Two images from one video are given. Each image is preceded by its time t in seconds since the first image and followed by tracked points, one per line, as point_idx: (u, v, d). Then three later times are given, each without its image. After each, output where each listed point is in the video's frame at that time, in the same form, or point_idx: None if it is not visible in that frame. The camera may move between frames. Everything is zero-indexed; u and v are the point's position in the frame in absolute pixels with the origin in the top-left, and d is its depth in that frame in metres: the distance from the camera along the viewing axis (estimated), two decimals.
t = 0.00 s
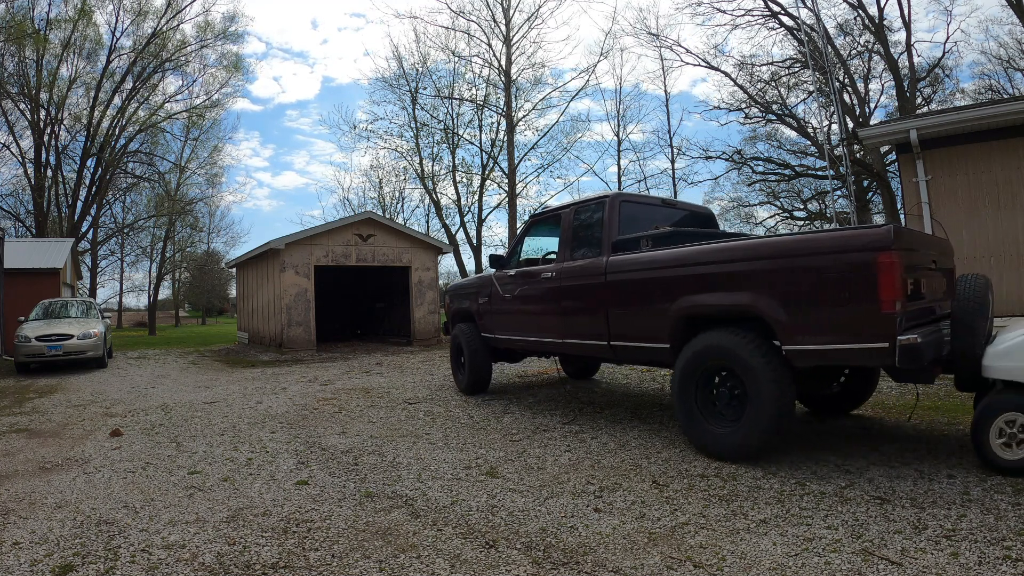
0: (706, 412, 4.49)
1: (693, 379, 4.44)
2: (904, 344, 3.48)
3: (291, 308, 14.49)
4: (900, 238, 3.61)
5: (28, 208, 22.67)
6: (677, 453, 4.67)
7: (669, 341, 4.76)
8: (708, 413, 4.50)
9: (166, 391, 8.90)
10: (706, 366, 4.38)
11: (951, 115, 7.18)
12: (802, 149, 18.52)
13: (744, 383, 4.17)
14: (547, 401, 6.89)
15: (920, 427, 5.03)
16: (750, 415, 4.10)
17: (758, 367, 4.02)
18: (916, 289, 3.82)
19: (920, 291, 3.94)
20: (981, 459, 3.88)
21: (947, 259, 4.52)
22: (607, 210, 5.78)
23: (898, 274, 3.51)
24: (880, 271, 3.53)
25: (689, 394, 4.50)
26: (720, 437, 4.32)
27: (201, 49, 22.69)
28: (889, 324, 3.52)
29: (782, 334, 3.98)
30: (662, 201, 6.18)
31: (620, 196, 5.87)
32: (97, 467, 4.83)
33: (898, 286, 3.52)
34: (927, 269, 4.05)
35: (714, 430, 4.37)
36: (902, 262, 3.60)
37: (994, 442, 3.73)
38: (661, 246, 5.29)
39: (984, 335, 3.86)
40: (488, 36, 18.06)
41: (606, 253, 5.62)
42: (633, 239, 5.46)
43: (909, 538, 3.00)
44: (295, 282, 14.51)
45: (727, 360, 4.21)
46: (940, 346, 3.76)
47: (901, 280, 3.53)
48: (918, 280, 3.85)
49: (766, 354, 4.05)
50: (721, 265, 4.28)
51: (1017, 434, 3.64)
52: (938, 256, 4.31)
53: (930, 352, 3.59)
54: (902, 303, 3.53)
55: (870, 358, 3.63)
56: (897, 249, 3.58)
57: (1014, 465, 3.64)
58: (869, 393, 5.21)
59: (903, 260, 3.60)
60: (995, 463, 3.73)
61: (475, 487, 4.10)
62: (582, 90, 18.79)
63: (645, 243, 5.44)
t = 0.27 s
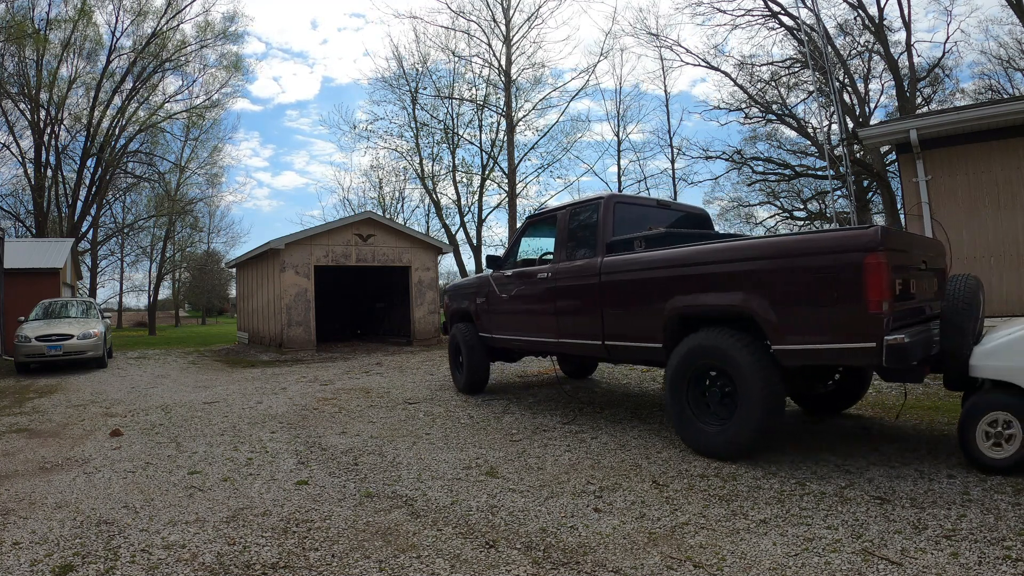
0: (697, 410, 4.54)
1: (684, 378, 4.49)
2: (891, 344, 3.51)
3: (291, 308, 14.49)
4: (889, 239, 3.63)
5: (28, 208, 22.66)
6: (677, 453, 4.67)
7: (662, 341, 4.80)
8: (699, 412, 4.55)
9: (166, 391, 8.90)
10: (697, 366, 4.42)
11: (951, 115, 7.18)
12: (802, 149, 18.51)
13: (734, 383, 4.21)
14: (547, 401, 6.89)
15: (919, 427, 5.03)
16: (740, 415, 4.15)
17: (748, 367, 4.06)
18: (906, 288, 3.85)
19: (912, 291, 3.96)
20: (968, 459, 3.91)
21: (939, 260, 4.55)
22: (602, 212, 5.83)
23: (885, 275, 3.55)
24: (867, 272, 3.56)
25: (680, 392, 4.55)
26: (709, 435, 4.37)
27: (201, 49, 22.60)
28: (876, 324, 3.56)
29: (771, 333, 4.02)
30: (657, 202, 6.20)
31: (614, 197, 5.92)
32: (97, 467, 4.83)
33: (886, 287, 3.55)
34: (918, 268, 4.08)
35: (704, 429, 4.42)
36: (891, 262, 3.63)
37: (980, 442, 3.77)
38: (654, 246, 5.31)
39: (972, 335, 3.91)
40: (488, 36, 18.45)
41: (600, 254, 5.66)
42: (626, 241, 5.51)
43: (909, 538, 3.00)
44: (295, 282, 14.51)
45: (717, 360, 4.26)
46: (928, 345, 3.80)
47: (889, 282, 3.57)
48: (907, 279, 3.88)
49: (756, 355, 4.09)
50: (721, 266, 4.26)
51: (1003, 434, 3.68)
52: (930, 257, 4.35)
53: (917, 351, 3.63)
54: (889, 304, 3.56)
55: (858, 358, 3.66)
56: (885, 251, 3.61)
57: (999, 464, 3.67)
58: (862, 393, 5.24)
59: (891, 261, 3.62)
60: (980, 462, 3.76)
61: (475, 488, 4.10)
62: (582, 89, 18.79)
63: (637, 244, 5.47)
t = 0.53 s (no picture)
0: (687, 408, 4.61)
1: (675, 377, 4.55)
2: (877, 343, 3.55)
3: (291, 308, 14.49)
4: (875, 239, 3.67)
5: (28, 208, 22.65)
6: (677, 453, 4.67)
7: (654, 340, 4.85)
8: (689, 409, 4.62)
9: (166, 391, 8.90)
10: (686, 365, 4.48)
11: (951, 115, 7.19)
12: (802, 149, 18.50)
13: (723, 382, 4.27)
14: (547, 401, 6.89)
15: (919, 427, 5.03)
16: (729, 413, 4.21)
17: (737, 367, 4.11)
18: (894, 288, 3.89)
19: (901, 291, 3.99)
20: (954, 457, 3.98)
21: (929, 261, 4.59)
22: (596, 213, 5.86)
23: (871, 275, 3.58)
24: (853, 272, 3.60)
25: (671, 391, 4.62)
26: (699, 433, 4.45)
27: (202, 48, 22.19)
28: (862, 323, 3.60)
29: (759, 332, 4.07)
30: (650, 203, 6.23)
31: (608, 199, 5.93)
32: (97, 467, 4.83)
33: (872, 287, 3.59)
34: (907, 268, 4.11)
35: (694, 427, 4.49)
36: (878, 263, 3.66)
37: (966, 440, 3.84)
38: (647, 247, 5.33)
39: (959, 333, 3.97)
40: (488, 36, 18.04)
41: (594, 255, 5.71)
42: (620, 241, 5.54)
43: (909, 538, 3.00)
44: (295, 282, 14.51)
45: (706, 358, 4.32)
46: (915, 345, 3.85)
47: (874, 282, 3.60)
48: (896, 279, 3.91)
49: (746, 355, 4.14)
50: (719, 267, 4.25)
51: (988, 432, 3.75)
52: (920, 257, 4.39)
53: (903, 350, 3.68)
54: (876, 303, 3.60)
55: (844, 356, 3.70)
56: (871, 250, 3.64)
57: (985, 462, 3.73)
58: (855, 392, 5.27)
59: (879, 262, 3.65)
60: (965, 460, 3.83)
61: (475, 488, 4.10)
62: (582, 89, 18.78)
63: (631, 245, 5.50)
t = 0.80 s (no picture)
0: (675, 405, 4.71)
1: (664, 375, 4.64)
2: (858, 342, 3.63)
3: (291, 308, 14.49)
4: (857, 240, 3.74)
5: (28, 208, 22.65)
6: (677, 453, 4.66)
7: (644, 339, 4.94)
8: (677, 407, 4.72)
9: (166, 391, 8.90)
10: (674, 363, 4.58)
11: (951, 115, 7.19)
12: (802, 149, 18.50)
13: (709, 381, 4.37)
14: (547, 401, 6.89)
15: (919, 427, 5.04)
16: (715, 412, 4.30)
17: (723, 366, 4.20)
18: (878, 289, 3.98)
19: (886, 292, 4.07)
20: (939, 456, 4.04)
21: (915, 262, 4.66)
22: (589, 214, 5.93)
23: (852, 277, 3.66)
24: (833, 274, 3.69)
25: (659, 389, 4.71)
26: (686, 430, 4.54)
27: (201, 49, 22.45)
28: (844, 322, 3.68)
29: (745, 332, 4.16)
30: (644, 205, 6.28)
31: (601, 201, 6.00)
32: (97, 467, 4.83)
33: (853, 288, 3.67)
34: (892, 270, 4.19)
35: (682, 424, 4.58)
36: (860, 264, 3.74)
37: (951, 439, 3.90)
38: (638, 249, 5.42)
39: (943, 334, 4.06)
40: (488, 36, 18.50)
41: (587, 256, 5.79)
42: (612, 243, 5.63)
43: (909, 538, 3.00)
44: (295, 282, 14.51)
45: (693, 357, 4.41)
46: (898, 345, 3.94)
47: (856, 283, 3.68)
48: (879, 280, 3.98)
49: (732, 354, 4.23)
50: (718, 268, 4.27)
51: (973, 431, 3.82)
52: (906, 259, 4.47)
53: (885, 350, 3.77)
54: (858, 304, 3.67)
55: (828, 355, 3.78)
56: (853, 252, 3.72)
57: (971, 460, 3.79)
58: (846, 392, 5.33)
59: (860, 263, 3.73)
60: (951, 459, 3.89)
61: (475, 488, 4.10)
62: (582, 89, 18.78)
63: (622, 246, 5.60)
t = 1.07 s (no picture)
0: (662, 403, 4.83)
1: (653, 374, 4.75)
2: (839, 342, 3.73)
3: (291, 308, 14.49)
4: (839, 242, 3.81)
5: (28, 208, 22.64)
6: (677, 453, 4.66)
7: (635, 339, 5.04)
8: (665, 405, 4.84)
9: (166, 391, 8.90)
10: (661, 362, 4.69)
11: (951, 115, 7.19)
12: (802, 149, 18.50)
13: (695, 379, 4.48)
14: (547, 401, 6.89)
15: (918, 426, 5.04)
16: (702, 409, 4.42)
17: (708, 365, 4.31)
18: (859, 290, 4.03)
19: (868, 291, 4.13)
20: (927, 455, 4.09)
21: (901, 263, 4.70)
22: (580, 216, 6.03)
23: (832, 277, 3.75)
24: (815, 275, 3.78)
25: (648, 388, 4.82)
26: (673, 428, 4.66)
27: (201, 49, 22.40)
28: (825, 322, 3.77)
29: (729, 330, 4.25)
30: (635, 206, 6.37)
31: (593, 203, 6.09)
32: (97, 467, 4.83)
33: (833, 288, 3.76)
34: (874, 271, 4.23)
35: (670, 422, 4.71)
36: (841, 265, 3.83)
37: (935, 439, 3.95)
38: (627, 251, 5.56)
39: (926, 333, 4.07)
40: (488, 36, 18.14)
41: (578, 257, 5.89)
42: (601, 244, 5.77)
43: (909, 538, 3.00)
44: (295, 282, 14.52)
45: (680, 356, 4.52)
46: (879, 344, 3.99)
47: (836, 283, 3.77)
48: (861, 281, 4.05)
49: (717, 353, 4.34)
50: (714, 269, 4.29)
51: (955, 430, 3.88)
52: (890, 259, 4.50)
53: (864, 349, 3.83)
54: (837, 305, 3.76)
55: (811, 354, 3.87)
56: (835, 253, 3.79)
57: (953, 459, 3.85)
58: (833, 392, 5.44)
59: (841, 264, 3.82)
60: (933, 457, 3.94)
61: (475, 488, 4.10)
62: (582, 89, 18.79)
63: (612, 248, 5.75)
